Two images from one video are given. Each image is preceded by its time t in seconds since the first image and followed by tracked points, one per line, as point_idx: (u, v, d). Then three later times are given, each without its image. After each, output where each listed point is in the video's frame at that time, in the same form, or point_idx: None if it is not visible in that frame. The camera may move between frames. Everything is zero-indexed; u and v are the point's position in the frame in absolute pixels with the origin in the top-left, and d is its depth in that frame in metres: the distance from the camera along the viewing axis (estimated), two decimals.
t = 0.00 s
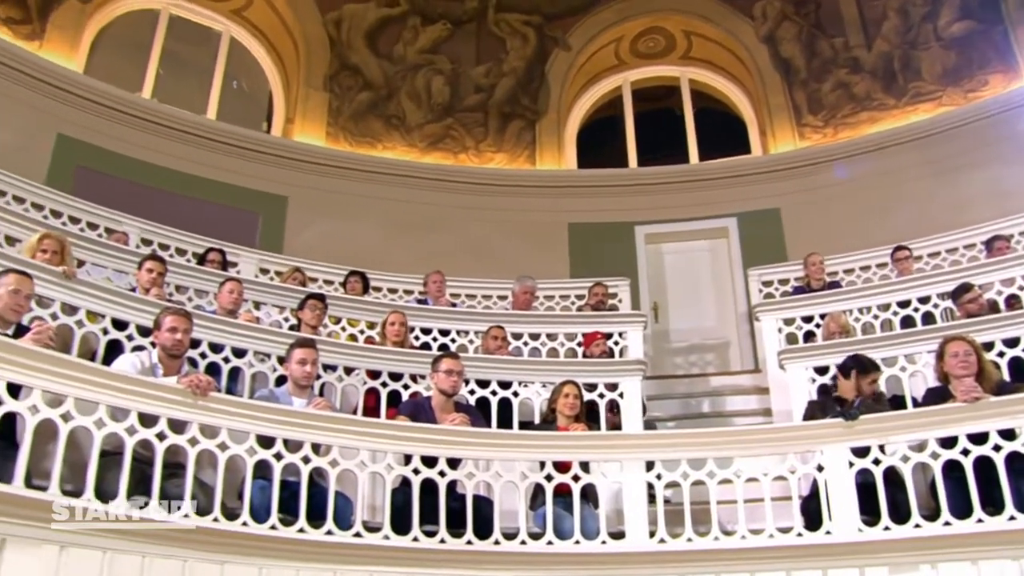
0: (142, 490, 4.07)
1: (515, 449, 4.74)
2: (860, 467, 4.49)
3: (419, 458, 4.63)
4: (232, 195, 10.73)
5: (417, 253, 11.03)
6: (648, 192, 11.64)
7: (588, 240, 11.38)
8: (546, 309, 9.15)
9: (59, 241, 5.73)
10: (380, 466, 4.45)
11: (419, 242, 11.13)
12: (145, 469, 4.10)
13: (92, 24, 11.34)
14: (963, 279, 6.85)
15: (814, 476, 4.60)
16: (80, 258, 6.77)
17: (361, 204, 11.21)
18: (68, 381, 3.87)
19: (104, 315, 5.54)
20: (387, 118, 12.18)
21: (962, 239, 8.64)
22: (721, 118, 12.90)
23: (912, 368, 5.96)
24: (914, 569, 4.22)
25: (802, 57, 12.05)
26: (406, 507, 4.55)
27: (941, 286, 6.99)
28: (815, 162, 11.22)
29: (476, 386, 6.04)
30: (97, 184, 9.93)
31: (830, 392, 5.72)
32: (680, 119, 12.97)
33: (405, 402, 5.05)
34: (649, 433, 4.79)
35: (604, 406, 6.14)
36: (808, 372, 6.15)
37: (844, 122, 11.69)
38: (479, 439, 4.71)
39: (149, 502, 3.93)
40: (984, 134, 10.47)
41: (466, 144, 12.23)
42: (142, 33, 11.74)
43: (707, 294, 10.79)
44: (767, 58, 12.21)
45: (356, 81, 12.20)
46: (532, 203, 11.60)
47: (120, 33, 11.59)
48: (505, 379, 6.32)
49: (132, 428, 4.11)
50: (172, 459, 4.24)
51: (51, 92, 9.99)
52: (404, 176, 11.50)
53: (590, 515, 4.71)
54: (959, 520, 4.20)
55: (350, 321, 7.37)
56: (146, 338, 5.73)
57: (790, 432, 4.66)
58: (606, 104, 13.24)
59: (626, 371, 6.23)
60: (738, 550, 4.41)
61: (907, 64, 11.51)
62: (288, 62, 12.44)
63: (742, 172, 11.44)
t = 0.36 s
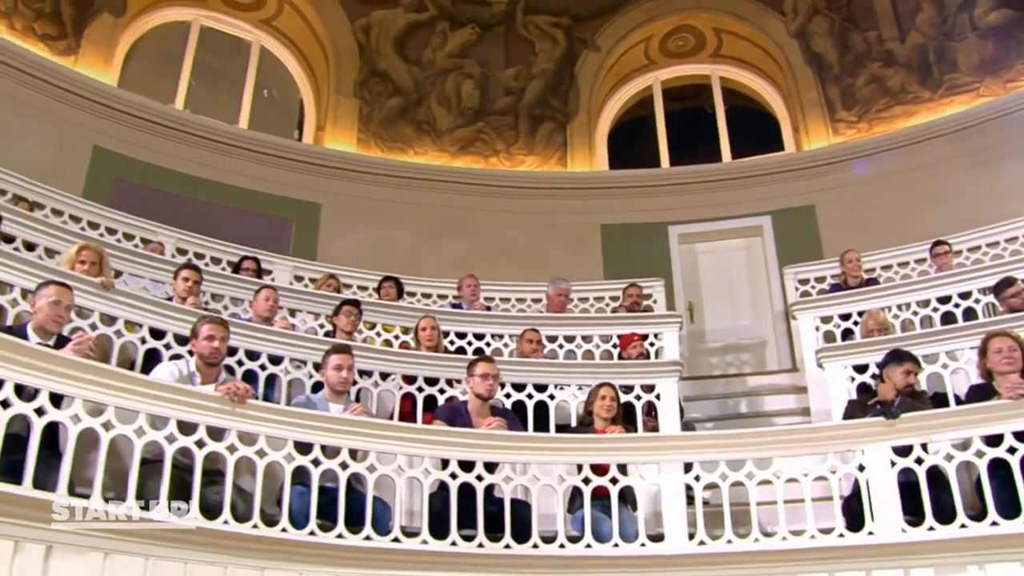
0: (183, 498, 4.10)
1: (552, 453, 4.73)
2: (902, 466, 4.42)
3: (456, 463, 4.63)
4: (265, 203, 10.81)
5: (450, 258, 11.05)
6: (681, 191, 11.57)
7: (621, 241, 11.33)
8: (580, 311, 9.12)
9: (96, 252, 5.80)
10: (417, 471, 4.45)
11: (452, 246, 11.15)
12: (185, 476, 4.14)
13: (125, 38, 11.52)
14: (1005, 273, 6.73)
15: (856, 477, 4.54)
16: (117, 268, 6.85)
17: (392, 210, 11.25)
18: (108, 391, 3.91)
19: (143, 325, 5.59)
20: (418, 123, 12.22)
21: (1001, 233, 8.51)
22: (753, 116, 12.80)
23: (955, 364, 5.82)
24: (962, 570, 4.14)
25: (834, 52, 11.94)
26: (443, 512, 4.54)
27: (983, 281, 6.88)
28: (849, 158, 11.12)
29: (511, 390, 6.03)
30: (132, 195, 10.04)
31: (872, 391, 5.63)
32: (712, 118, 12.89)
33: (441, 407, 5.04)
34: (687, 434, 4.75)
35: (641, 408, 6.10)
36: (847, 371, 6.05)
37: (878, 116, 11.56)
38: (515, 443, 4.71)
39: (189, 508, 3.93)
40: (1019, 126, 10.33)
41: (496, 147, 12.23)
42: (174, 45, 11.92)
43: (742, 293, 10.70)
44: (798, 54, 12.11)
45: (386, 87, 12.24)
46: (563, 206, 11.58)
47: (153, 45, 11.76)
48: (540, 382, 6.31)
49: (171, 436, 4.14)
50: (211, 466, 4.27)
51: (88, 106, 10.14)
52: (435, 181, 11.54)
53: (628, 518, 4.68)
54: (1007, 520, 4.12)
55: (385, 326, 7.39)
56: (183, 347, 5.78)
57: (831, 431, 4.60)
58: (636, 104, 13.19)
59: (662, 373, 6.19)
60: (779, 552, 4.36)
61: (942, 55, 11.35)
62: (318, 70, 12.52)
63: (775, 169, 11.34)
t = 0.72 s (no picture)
0: (222, 504, 4.12)
1: (589, 455, 4.71)
2: (946, 464, 4.34)
3: (493, 466, 4.62)
4: (299, 210, 10.88)
5: (482, 261, 11.06)
6: (713, 190, 11.48)
7: (654, 241, 11.27)
8: (615, 312, 9.08)
9: (134, 262, 5.86)
10: (454, 475, 4.45)
11: (485, 249, 11.16)
12: (224, 482, 4.17)
13: (157, 49, 11.66)
14: None
15: (898, 475, 4.46)
16: (154, 278, 6.94)
17: (424, 214, 11.28)
18: (146, 399, 3.94)
19: (180, 333, 5.64)
20: (449, 127, 12.25)
21: None
22: (786, 112, 12.69)
23: (998, 360, 5.69)
24: (1011, 570, 4.06)
25: (868, 45, 11.82)
26: (481, 515, 4.54)
27: None
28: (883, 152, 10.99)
29: (548, 392, 6.01)
30: (166, 205, 10.14)
31: (914, 389, 5.55)
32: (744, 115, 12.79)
33: (477, 410, 5.04)
34: (725, 435, 4.70)
35: (678, 408, 6.06)
36: (887, 368, 5.95)
37: (914, 108, 11.41)
38: (553, 445, 4.69)
39: (229, 516, 3.97)
40: None
41: (528, 149, 12.23)
42: (206, 56, 12.05)
43: (779, 291, 10.60)
44: (831, 48, 12.01)
45: (416, 91, 12.27)
46: (595, 207, 11.55)
47: (185, 56, 11.90)
48: (576, 384, 6.29)
49: (210, 442, 4.17)
50: (250, 472, 4.31)
51: (122, 118, 10.26)
52: (466, 184, 11.56)
53: (667, 519, 4.64)
54: None
55: (420, 330, 7.39)
56: (220, 354, 5.81)
57: (872, 429, 4.54)
58: (667, 103, 13.13)
59: (699, 373, 6.13)
60: (822, 552, 4.31)
61: (979, 44, 11.18)
62: (348, 77, 12.58)
63: (808, 165, 11.23)
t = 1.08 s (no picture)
0: (263, 509, 4.14)
1: (628, 454, 4.69)
2: (994, 461, 4.26)
3: (532, 468, 4.61)
4: (332, 215, 10.94)
5: (516, 262, 11.06)
6: (748, 186, 11.39)
7: (689, 239, 11.20)
8: (651, 311, 9.03)
9: (171, 270, 5.91)
10: (494, 477, 4.44)
11: (519, 251, 11.17)
12: (264, 487, 4.18)
13: (190, 59, 11.79)
14: None
15: (944, 472, 4.39)
16: (192, 285, 7.02)
17: (457, 216, 11.30)
18: (185, 405, 3.96)
19: (218, 339, 5.68)
20: (480, 128, 12.26)
21: None
22: (820, 105, 12.56)
23: None
24: None
25: (903, 35, 11.69)
26: (521, 517, 4.53)
27: None
28: (919, 144, 10.85)
29: (586, 393, 5.99)
30: (201, 212, 10.23)
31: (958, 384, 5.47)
32: (777, 109, 12.67)
33: (515, 411, 5.03)
34: (765, 433, 4.66)
35: (716, 407, 6.01)
36: (930, 363, 5.89)
37: (952, 98, 11.25)
38: (592, 446, 4.67)
39: (270, 520, 3.98)
40: None
41: (560, 149, 12.21)
42: (238, 64, 12.16)
43: (816, 288, 10.48)
44: (865, 39, 11.88)
45: (447, 94, 12.30)
46: (629, 205, 11.50)
47: (217, 65, 12.01)
48: (615, 384, 6.26)
49: (250, 447, 4.19)
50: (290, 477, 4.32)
51: (157, 128, 10.38)
52: (499, 186, 11.56)
53: (708, 519, 4.60)
54: None
55: (455, 333, 7.39)
56: (258, 360, 5.85)
57: (916, 424, 4.47)
58: (698, 100, 13.04)
59: (737, 370, 6.08)
60: (867, 551, 4.25)
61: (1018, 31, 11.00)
62: (379, 82, 12.64)
63: (844, 159, 11.11)
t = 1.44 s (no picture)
0: (302, 512, 4.15)
1: (667, 454, 4.65)
2: None
3: (571, 468, 4.59)
4: (366, 219, 10.98)
5: (550, 262, 11.04)
6: (783, 180, 11.28)
7: (723, 235, 11.12)
8: (687, 308, 8.97)
9: (208, 276, 5.94)
10: (533, 478, 4.43)
11: (553, 251, 11.14)
12: (304, 490, 4.20)
13: (223, 66, 11.89)
14: None
15: (991, 468, 4.31)
16: (229, 291, 7.07)
17: (490, 217, 11.30)
18: (227, 409, 4.00)
19: (256, 344, 5.72)
20: (512, 129, 12.25)
21: None
22: (855, 96, 12.41)
23: None
24: None
25: (939, 22, 11.48)
26: (561, 518, 4.51)
27: None
28: (955, 134, 10.70)
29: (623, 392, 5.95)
30: (235, 218, 10.31)
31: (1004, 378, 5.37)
32: (810, 102, 12.54)
33: (553, 412, 5.02)
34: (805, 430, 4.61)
35: (755, 404, 5.95)
36: (974, 357, 5.74)
37: (991, 85, 11.07)
38: (631, 445, 4.64)
39: (310, 523, 4.00)
40: None
41: (593, 148, 12.16)
42: (269, 71, 12.24)
43: (855, 282, 10.34)
44: (901, 28, 11.73)
45: (478, 95, 12.30)
46: (662, 202, 11.44)
47: (249, 72, 12.10)
48: (653, 382, 6.22)
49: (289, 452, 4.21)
50: (329, 480, 4.34)
51: (191, 136, 10.47)
52: (531, 185, 11.54)
53: (749, 518, 4.54)
54: None
55: (491, 333, 7.38)
56: (295, 364, 5.88)
57: (961, 420, 4.39)
58: (731, 95, 12.94)
59: (777, 367, 6.01)
60: (912, 549, 4.19)
61: None
62: (409, 85, 12.69)
63: (881, 151, 10.97)
